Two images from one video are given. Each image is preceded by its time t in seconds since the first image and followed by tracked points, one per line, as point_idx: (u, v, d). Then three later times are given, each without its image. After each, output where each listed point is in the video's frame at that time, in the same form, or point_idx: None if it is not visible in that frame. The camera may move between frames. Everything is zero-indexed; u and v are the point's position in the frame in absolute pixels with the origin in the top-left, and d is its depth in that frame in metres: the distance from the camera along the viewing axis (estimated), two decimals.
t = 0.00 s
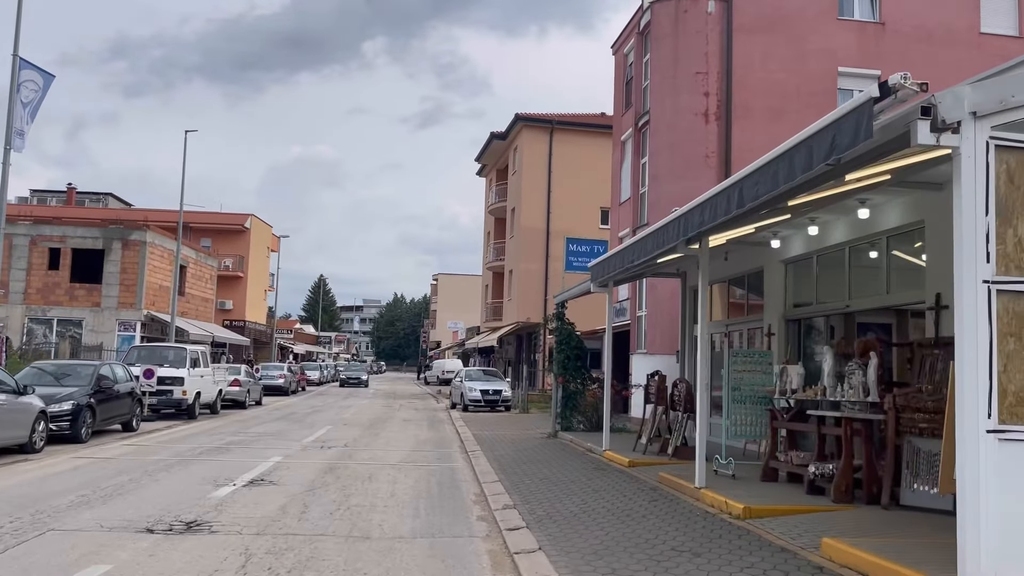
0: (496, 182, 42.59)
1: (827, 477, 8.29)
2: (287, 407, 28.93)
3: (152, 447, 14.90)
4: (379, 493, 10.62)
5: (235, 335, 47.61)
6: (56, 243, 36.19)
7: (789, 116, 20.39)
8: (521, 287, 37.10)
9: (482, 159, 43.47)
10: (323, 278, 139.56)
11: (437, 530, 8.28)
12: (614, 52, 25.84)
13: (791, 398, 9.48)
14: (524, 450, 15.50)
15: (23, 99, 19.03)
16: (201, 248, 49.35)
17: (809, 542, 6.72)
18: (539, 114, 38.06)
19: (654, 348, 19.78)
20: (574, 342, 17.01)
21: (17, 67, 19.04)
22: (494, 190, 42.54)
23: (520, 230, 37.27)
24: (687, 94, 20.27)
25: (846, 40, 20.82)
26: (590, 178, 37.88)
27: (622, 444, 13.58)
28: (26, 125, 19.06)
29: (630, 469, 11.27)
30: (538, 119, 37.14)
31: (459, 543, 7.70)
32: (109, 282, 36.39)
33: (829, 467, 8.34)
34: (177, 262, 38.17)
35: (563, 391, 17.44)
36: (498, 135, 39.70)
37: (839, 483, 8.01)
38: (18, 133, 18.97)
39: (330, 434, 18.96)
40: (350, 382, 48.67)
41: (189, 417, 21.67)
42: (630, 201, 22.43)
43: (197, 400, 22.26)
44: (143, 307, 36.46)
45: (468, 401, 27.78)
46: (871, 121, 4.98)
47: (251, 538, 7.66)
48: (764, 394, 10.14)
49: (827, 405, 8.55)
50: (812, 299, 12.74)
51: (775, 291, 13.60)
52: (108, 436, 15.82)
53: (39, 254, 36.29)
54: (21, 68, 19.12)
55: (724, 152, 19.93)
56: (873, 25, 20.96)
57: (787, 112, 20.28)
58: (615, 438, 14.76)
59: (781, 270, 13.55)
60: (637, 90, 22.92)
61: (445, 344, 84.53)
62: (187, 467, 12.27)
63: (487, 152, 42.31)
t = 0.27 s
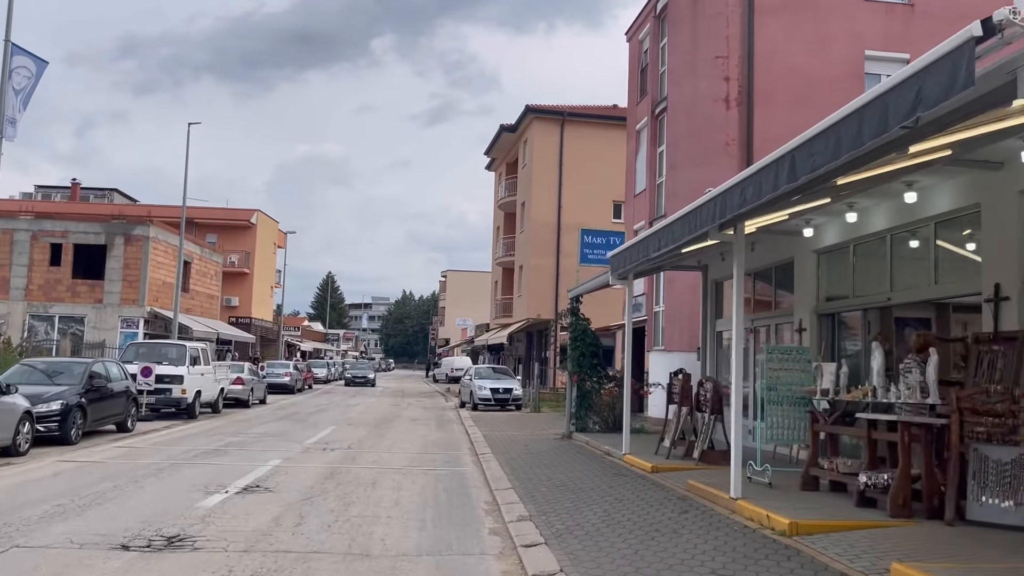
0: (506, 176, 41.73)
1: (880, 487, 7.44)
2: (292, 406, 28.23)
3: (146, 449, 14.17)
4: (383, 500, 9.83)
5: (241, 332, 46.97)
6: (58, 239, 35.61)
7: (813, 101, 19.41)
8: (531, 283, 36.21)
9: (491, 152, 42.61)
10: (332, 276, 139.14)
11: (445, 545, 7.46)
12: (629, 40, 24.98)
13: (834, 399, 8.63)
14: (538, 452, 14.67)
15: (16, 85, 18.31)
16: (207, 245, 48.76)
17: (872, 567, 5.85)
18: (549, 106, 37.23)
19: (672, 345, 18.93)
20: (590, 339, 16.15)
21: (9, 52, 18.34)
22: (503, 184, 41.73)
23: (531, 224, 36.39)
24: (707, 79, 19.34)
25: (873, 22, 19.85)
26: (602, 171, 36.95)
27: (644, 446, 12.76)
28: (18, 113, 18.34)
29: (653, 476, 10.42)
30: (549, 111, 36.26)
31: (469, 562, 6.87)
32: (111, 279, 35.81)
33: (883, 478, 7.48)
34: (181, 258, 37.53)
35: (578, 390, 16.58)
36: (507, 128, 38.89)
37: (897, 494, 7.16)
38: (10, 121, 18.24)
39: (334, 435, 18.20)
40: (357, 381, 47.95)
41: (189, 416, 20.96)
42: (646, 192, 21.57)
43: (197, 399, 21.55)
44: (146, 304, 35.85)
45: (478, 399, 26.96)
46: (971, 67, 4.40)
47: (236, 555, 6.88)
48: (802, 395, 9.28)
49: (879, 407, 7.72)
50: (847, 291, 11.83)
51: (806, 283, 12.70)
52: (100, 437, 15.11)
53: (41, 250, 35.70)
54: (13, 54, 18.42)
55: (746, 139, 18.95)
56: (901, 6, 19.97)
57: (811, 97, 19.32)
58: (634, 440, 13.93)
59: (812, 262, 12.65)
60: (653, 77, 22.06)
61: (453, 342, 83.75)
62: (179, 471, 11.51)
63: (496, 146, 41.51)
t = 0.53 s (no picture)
0: (514, 171, 40.92)
1: (940, 502, 6.62)
2: (295, 405, 27.54)
3: (136, 452, 13.43)
4: (383, 511, 9.04)
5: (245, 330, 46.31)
6: (58, 234, 34.99)
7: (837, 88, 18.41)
8: (540, 279, 35.38)
9: (499, 146, 41.85)
10: (339, 273, 138.67)
11: (451, 565, 6.67)
12: (643, 26, 24.16)
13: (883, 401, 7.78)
14: (551, 454, 13.72)
15: (5, 73, 17.57)
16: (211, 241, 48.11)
17: None
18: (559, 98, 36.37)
19: (688, 342, 18.14)
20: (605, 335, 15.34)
21: None
22: (511, 178, 40.90)
23: (539, 219, 35.54)
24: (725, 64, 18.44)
25: (900, 4, 18.84)
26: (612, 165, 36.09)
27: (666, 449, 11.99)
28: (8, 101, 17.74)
29: (678, 483, 9.63)
30: (558, 103, 35.41)
31: None
32: (112, 275, 35.17)
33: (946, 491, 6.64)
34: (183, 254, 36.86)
35: (592, 389, 15.76)
36: (516, 121, 38.04)
37: (963, 511, 6.33)
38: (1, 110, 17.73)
39: (337, 435, 17.47)
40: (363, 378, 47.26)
41: (187, 416, 20.22)
42: (660, 183, 20.77)
43: (196, 398, 20.81)
44: (147, 301, 35.20)
45: (485, 398, 26.18)
46: None
47: None
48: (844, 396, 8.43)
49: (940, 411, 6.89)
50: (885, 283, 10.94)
51: (838, 275, 11.84)
52: (89, 439, 14.38)
53: (41, 245, 35.09)
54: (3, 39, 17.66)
55: (766, 126, 18.05)
56: None
57: (835, 83, 18.34)
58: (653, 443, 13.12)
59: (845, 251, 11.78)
60: (667, 64, 21.21)
61: (460, 340, 83.01)
62: (167, 477, 10.76)
63: (505, 139, 40.67)
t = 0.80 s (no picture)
0: (521, 166, 40.10)
1: (1018, 524, 5.77)
2: (297, 405, 26.78)
3: (123, 457, 12.66)
4: (383, 526, 8.24)
5: (247, 328, 45.59)
6: (55, 231, 34.31)
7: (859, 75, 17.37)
8: (548, 276, 34.54)
9: (505, 141, 41.03)
10: (344, 271, 138.12)
11: None
12: (655, 14, 23.37)
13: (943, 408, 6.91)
14: (562, 459, 12.86)
15: None
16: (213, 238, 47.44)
17: None
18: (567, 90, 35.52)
19: (705, 341, 17.30)
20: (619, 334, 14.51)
21: None
22: (518, 173, 40.07)
23: (547, 215, 34.69)
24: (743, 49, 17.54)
25: None
26: (622, 159, 35.23)
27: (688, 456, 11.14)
28: None
29: (706, 496, 8.81)
30: (566, 96, 34.56)
31: None
32: (111, 272, 34.47)
33: None
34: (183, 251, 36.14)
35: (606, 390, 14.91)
36: (522, 114, 37.21)
37: None
38: None
39: (337, 438, 16.67)
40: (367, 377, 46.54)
41: (183, 418, 19.47)
42: (674, 175, 19.93)
43: (192, 399, 20.05)
44: (147, 298, 34.50)
45: (492, 399, 25.37)
46: None
47: None
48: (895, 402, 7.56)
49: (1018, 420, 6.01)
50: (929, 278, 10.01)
51: (874, 270, 10.93)
52: (75, 443, 13.63)
53: (38, 242, 34.42)
54: None
55: (788, 114, 17.12)
56: None
57: (858, 70, 17.34)
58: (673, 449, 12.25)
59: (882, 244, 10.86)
60: (681, 50, 20.36)
61: (466, 338, 82.25)
62: (151, 486, 9.99)
63: (512, 134, 39.85)
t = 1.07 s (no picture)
0: (526, 161, 39.28)
1: None
2: (297, 406, 26.00)
3: (107, 463, 11.88)
4: (383, 542, 7.44)
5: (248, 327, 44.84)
6: (51, 227, 33.59)
7: (886, 58, 16.60)
8: (554, 274, 33.70)
9: (510, 136, 40.22)
10: (346, 271, 137.56)
11: None
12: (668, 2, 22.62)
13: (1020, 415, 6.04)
14: (574, 466, 12.03)
15: None
16: (213, 235, 46.75)
17: None
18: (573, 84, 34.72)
19: (723, 340, 16.47)
20: (635, 333, 13.73)
21: None
22: (523, 169, 39.30)
23: (553, 211, 33.84)
24: (763, 34, 16.77)
25: None
26: (630, 154, 34.39)
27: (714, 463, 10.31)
28: None
29: (740, 510, 7.99)
30: (573, 89, 33.73)
31: None
32: (108, 269, 33.75)
33: None
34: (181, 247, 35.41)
35: (620, 393, 14.09)
36: (528, 109, 36.41)
37: None
38: None
39: (337, 441, 15.88)
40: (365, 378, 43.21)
41: (176, 420, 18.70)
42: (689, 167, 19.10)
43: (186, 400, 19.29)
44: (144, 297, 33.78)
45: (498, 400, 24.55)
46: None
47: None
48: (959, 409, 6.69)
49: None
50: (977, 271, 9.18)
51: (914, 262, 10.09)
52: (57, 447, 12.86)
53: (33, 239, 33.70)
54: None
55: (809, 102, 16.42)
56: None
57: (885, 54, 16.57)
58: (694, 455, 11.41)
59: (923, 235, 10.04)
60: (695, 37, 19.53)
61: (470, 337, 81.46)
62: (131, 496, 9.20)
63: (517, 129, 39.08)
